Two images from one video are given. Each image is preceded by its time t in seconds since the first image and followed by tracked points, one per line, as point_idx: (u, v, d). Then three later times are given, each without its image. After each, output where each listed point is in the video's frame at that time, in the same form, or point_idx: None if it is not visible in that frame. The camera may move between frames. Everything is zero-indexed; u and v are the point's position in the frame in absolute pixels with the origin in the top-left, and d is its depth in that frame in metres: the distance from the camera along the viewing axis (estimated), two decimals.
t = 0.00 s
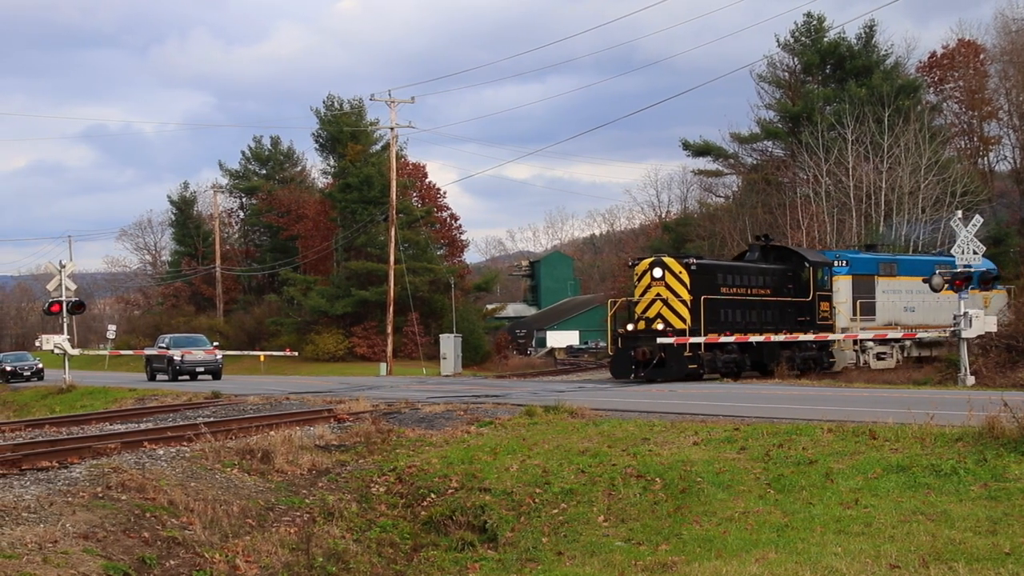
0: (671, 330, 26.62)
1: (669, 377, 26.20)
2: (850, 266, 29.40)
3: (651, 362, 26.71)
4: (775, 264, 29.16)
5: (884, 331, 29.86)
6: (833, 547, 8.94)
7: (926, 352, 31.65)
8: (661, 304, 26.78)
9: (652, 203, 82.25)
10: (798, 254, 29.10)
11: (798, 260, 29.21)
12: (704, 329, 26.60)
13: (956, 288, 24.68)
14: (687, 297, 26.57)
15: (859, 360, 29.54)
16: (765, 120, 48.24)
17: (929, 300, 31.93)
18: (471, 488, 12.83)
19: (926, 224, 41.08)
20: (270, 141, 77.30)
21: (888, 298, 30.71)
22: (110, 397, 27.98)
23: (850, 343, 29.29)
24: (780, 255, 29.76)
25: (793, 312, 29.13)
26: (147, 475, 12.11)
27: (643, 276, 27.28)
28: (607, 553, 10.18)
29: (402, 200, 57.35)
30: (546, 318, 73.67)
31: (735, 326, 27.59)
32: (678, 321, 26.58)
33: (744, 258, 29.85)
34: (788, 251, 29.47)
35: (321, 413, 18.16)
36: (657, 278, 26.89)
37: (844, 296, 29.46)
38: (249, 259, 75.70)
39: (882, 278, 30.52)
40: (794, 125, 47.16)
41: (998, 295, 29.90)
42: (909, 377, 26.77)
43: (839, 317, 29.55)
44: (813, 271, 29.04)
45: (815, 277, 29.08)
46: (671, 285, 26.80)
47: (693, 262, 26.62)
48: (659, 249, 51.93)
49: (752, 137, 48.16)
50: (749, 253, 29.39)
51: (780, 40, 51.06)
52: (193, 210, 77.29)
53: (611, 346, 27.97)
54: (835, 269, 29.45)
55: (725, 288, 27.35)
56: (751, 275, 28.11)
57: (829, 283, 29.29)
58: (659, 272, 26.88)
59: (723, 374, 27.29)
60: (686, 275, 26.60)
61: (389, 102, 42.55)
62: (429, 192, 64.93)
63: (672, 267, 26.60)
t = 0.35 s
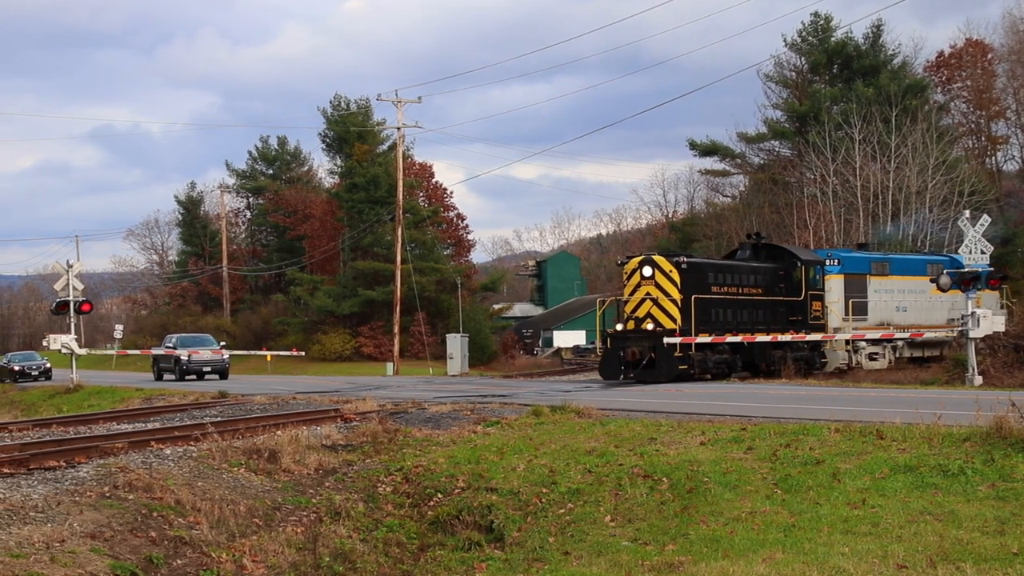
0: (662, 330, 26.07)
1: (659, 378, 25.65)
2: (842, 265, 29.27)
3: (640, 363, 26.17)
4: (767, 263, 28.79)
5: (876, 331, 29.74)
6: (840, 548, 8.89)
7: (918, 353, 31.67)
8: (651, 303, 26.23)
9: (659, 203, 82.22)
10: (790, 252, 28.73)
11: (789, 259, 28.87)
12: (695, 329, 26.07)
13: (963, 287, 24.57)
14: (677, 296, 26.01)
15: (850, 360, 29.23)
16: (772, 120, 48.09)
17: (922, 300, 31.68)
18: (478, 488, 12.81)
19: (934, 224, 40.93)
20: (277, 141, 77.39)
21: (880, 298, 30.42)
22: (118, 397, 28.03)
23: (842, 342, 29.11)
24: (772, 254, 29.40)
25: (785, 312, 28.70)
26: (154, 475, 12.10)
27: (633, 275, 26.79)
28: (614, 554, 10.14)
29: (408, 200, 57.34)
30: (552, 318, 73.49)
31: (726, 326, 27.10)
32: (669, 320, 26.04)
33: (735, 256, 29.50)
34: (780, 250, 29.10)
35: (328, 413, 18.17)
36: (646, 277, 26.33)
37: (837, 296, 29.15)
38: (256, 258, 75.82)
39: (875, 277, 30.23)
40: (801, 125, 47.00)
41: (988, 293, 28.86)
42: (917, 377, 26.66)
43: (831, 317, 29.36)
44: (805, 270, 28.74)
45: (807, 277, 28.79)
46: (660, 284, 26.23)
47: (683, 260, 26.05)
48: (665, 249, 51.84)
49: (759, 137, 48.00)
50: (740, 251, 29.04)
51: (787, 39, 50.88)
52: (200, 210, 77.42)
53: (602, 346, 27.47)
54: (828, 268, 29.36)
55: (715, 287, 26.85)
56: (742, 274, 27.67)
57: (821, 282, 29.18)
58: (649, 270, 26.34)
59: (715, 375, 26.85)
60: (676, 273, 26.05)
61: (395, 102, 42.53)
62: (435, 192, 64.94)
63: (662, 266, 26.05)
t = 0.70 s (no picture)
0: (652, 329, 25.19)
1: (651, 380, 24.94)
2: (835, 264, 28.81)
3: (630, 364, 25.34)
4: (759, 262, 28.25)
5: (869, 332, 29.50)
6: (849, 547, 8.85)
7: (911, 354, 31.46)
8: (640, 302, 25.36)
9: (665, 203, 82.21)
10: (782, 250, 28.09)
11: (782, 257, 28.29)
12: (686, 329, 25.37)
13: (971, 287, 24.43)
14: (668, 294, 25.27)
15: (844, 360, 28.99)
16: (780, 119, 47.96)
17: (915, 300, 31.42)
18: (485, 487, 12.79)
19: (942, 224, 40.82)
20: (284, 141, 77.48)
21: (873, 298, 30.11)
22: (126, 396, 28.09)
23: (835, 342, 28.79)
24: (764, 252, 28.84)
25: (777, 311, 28.12)
26: (162, 474, 12.11)
27: (622, 274, 25.98)
28: (622, 553, 10.12)
29: (416, 200, 57.36)
30: (560, 317, 73.25)
31: (717, 326, 26.36)
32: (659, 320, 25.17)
33: (726, 255, 28.97)
34: (771, 248, 28.52)
35: (335, 412, 18.19)
36: (636, 275, 25.58)
37: (828, 295, 28.82)
38: (263, 258, 76.01)
39: (867, 276, 29.88)
40: (809, 125, 46.85)
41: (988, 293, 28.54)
42: (925, 377, 26.55)
43: (824, 317, 28.89)
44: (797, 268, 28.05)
45: (801, 275, 28.10)
46: (650, 283, 25.44)
47: (674, 259, 25.39)
48: (672, 249, 51.78)
49: (767, 136, 47.88)
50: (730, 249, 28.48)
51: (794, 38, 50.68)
52: (209, 210, 77.59)
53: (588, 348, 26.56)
54: (821, 266, 28.86)
55: (707, 286, 26.11)
56: (733, 272, 27.01)
57: (814, 280, 28.51)
58: (639, 269, 25.60)
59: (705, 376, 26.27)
60: (667, 272, 25.37)
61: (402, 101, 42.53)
62: (443, 192, 64.95)
63: (653, 264, 25.38)
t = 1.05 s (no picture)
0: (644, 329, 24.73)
1: (642, 381, 24.46)
2: (829, 263, 28.72)
3: (621, 365, 24.83)
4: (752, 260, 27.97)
5: (862, 332, 29.20)
6: (857, 548, 8.81)
7: (905, 354, 31.29)
8: (631, 302, 24.87)
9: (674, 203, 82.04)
10: (775, 249, 27.99)
11: (774, 255, 28.11)
12: (678, 329, 24.95)
13: (980, 286, 24.31)
14: (659, 294, 24.81)
15: (838, 360, 28.63)
16: (789, 119, 47.77)
17: (910, 300, 31.17)
18: (493, 487, 12.78)
19: (952, 224, 40.68)
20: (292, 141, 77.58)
21: (867, 297, 29.87)
22: (135, 396, 28.14)
23: (828, 343, 28.50)
24: (756, 250, 28.61)
25: (770, 310, 27.87)
26: (171, 474, 12.12)
27: (612, 272, 25.50)
28: (630, 553, 10.09)
29: (424, 199, 57.40)
30: (568, 317, 73.14)
31: (710, 325, 25.99)
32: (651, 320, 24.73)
33: (718, 253, 28.67)
34: (764, 246, 28.35)
35: (343, 412, 18.18)
36: (627, 274, 25.09)
37: (822, 293, 28.75)
38: (272, 258, 76.16)
39: (861, 275, 29.67)
40: (818, 124, 46.65)
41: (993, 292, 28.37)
42: (934, 377, 26.42)
43: (817, 316, 28.85)
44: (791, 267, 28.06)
45: (793, 275, 28.07)
46: (642, 282, 24.99)
47: (665, 257, 24.98)
48: (680, 249, 51.68)
49: (775, 136, 47.72)
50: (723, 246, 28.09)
51: (802, 37, 50.47)
52: (217, 210, 77.74)
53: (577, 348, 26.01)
54: (814, 265, 28.79)
55: (699, 285, 25.74)
56: (725, 271, 26.67)
57: (807, 279, 28.59)
58: (630, 267, 25.13)
59: (698, 376, 25.91)
60: (658, 270, 24.90)
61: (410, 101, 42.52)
62: (451, 192, 64.96)
63: (644, 262, 24.91)
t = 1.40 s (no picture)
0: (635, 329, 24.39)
1: (633, 382, 24.09)
2: (823, 261, 28.48)
3: (612, 365, 24.48)
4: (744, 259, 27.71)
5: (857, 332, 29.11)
6: (867, 548, 8.75)
7: (899, 353, 31.14)
8: (623, 301, 24.53)
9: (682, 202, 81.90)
10: (769, 246, 27.59)
11: (767, 254, 27.82)
12: (670, 328, 24.63)
13: (990, 286, 24.20)
14: (651, 293, 24.48)
15: (831, 361, 28.61)
16: (797, 118, 47.59)
17: (904, 299, 31.06)
18: (502, 486, 12.76)
19: (961, 223, 40.51)
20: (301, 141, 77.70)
21: (861, 297, 29.76)
22: (144, 395, 28.21)
23: (823, 343, 28.38)
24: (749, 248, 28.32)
25: (763, 310, 27.77)
26: (181, 473, 12.14)
27: (603, 271, 25.18)
28: (639, 552, 10.06)
29: (432, 199, 57.45)
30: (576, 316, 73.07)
31: (702, 324, 25.72)
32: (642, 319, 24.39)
33: (711, 251, 28.37)
34: (757, 244, 28.03)
35: (351, 411, 18.18)
36: (618, 272, 24.76)
37: (816, 292, 28.43)
38: (281, 258, 76.33)
39: (855, 274, 29.57)
40: (826, 124, 46.50)
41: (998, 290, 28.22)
42: (944, 376, 26.28)
43: (811, 315, 28.51)
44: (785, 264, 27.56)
45: (786, 273, 27.62)
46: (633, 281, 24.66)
47: (658, 255, 24.65)
48: (689, 248, 51.59)
49: (784, 135, 47.56)
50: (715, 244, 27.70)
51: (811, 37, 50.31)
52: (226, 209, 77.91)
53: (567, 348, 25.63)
54: (808, 264, 28.53)
55: (691, 283, 25.47)
56: (718, 270, 26.41)
57: (802, 278, 28.09)
58: (621, 265, 24.81)
59: (690, 377, 25.59)
60: (650, 269, 24.58)
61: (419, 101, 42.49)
62: (459, 191, 64.96)
63: (636, 260, 24.59)
